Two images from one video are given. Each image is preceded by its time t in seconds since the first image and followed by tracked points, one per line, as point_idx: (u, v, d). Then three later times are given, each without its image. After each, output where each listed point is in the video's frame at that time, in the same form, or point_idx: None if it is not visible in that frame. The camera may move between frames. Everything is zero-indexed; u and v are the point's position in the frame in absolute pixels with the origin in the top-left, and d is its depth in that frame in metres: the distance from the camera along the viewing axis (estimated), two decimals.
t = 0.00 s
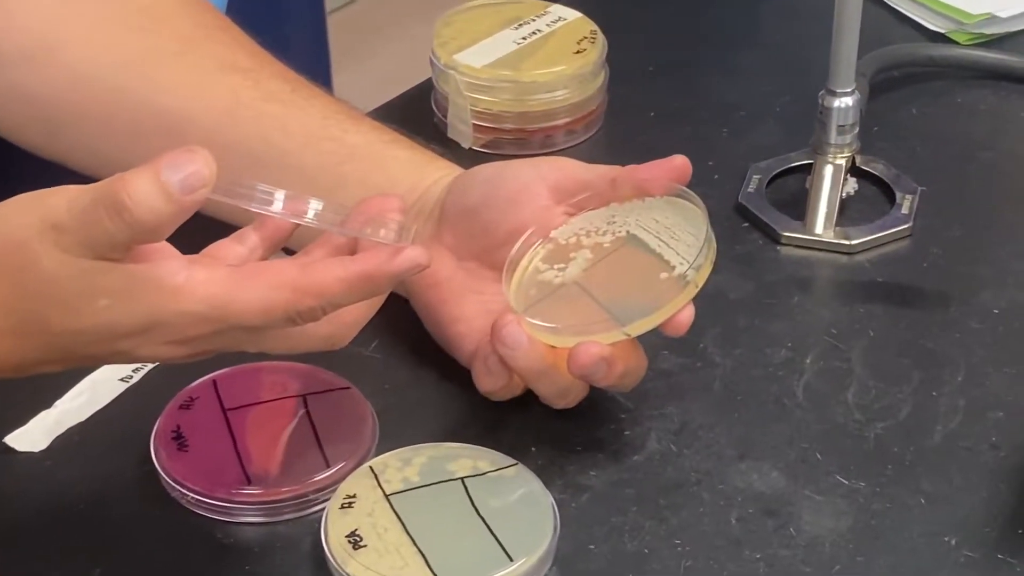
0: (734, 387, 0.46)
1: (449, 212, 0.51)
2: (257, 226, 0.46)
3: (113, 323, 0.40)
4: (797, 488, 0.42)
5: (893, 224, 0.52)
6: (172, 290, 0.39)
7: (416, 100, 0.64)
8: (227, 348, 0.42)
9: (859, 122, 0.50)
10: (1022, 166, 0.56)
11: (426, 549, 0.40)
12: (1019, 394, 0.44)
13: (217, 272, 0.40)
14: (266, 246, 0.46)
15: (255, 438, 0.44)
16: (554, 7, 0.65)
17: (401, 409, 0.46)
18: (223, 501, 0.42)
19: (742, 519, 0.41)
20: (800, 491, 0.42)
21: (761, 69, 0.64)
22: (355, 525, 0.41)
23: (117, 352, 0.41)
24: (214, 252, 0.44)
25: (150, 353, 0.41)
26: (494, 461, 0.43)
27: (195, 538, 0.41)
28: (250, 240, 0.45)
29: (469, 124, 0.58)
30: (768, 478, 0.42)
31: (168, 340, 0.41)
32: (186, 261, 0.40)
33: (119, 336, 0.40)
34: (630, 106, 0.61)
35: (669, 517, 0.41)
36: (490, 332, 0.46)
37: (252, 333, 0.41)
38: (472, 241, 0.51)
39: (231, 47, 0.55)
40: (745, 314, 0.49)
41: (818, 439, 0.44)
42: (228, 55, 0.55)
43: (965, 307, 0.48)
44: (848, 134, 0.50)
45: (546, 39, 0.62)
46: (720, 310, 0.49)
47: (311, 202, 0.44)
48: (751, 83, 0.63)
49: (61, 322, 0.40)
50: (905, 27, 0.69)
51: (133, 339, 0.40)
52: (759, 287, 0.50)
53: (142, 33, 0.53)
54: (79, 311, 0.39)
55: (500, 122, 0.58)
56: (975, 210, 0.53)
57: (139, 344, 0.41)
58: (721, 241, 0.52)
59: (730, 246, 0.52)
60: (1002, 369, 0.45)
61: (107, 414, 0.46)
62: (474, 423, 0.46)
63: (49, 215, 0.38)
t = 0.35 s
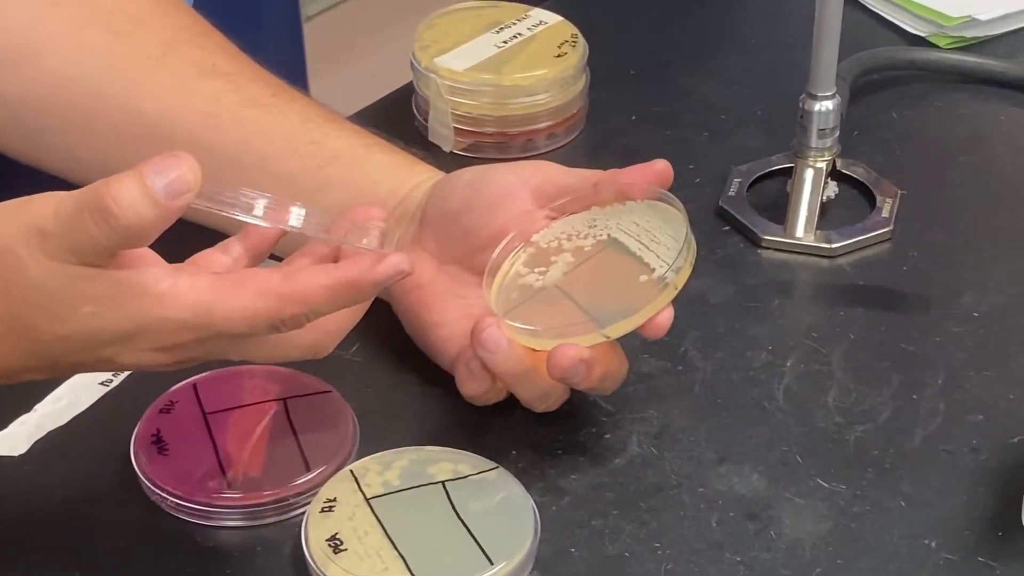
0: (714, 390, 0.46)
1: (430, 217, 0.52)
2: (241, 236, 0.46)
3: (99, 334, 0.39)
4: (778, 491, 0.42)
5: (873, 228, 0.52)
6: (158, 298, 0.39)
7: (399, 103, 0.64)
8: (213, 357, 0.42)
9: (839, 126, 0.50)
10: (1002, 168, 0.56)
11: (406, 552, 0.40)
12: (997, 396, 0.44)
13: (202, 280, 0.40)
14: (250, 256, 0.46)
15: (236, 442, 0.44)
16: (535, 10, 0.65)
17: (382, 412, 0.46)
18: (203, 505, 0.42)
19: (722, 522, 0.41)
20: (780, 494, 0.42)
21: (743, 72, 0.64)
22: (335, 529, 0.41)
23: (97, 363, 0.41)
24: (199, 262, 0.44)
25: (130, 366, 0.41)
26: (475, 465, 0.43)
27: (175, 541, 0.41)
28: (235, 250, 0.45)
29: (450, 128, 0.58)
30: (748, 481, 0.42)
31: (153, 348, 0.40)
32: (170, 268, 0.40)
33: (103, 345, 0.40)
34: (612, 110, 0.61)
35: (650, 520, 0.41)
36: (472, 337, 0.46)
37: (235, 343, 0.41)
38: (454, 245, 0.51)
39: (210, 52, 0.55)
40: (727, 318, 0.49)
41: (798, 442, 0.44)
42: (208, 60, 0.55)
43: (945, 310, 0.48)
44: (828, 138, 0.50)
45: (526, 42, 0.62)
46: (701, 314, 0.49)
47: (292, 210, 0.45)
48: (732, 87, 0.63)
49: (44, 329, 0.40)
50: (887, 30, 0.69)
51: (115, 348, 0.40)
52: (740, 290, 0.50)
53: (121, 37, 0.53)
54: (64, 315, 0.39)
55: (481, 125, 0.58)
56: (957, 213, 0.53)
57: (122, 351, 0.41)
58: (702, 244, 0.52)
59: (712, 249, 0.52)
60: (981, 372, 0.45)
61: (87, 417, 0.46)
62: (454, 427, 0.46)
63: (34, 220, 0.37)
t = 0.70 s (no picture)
0: (707, 390, 0.46)
1: (425, 216, 0.51)
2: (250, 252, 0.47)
3: (137, 295, 0.40)
4: (771, 491, 0.42)
5: (867, 227, 0.52)
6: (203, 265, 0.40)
7: (393, 103, 0.64)
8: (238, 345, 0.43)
9: (832, 126, 0.50)
10: (997, 168, 0.56)
11: (400, 551, 0.40)
12: (991, 396, 0.44)
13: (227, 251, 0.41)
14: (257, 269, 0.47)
15: (231, 441, 0.44)
16: (529, 11, 0.65)
17: (375, 413, 0.46)
18: (197, 503, 0.42)
19: (716, 521, 0.41)
20: (773, 493, 0.42)
21: (737, 72, 0.64)
22: (329, 528, 0.41)
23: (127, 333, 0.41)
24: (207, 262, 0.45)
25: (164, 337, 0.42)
26: (468, 465, 0.43)
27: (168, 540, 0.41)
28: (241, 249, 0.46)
29: (443, 126, 0.59)
30: (742, 480, 0.43)
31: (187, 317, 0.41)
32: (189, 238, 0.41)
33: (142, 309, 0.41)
34: (607, 110, 0.61)
35: (643, 519, 0.42)
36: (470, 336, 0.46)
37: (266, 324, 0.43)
38: (449, 244, 0.51)
39: (206, 50, 0.55)
40: (720, 317, 0.49)
41: (792, 442, 0.44)
42: (203, 59, 0.55)
43: (939, 310, 0.48)
44: (821, 137, 0.50)
45: (520, 42, 0.62)
46: (694, 314, 0.49)
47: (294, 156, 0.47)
48: (727, 87, 0.63)
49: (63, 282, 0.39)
50: (881, 30, 0.69)
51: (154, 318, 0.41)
52: (733, 290, 0.50)
53: (116, 34, 0.53)
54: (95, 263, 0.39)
55: (476, 125, 0.58)
56: (951, 213, 0.53)
57: (144, 313, 0.41)
58: (696, 244, 0.52)
59: (705, 249, 0.53)
60: (975, 371, 0.45)
61: (82, 416, 0.46)
62: (448, 427, 0.46)
63: (115, 164, 0.39)
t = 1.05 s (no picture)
0: (708, 395, 0.46)
1: (426, 221, 0.52)
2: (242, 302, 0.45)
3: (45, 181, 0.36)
4: (771, 495, 0.42)
5: (866, 233, 0.52)
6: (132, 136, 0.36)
7: (393, 108, 0.64)
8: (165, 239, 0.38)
9: (832, 131, 0.51)
10: (995, 173, 0.56)
11: (401, 555, 0.40)
12: (990, 401, 0.45)
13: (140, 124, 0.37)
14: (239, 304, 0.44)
15: (232, 446, 0.44)
16: (529, 16, 0.65)
17: (376, 418, 0.46)
18: (199, 509, 0.42)
19: (716, 526, 0.41)
20: (772, 498, 0.42)
21: (736, 77, 0.64)
22: (331, 534, 0.41)
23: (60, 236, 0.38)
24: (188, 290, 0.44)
25: (74, 219, 0.37)
26: (469, 469, 0.43)
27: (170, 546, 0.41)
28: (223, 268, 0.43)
29: (444, 133, 0.59)
30: (742, 485, 0.43)
31: (97, 188, 0.36)
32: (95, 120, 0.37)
33: (46, 174, 0.36)
34: (606, 115, 0.62)
35: (643, 525, 0.42)
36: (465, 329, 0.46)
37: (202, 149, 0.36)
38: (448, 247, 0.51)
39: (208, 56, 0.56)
40: (720, 322, 0.49)
41: (792, 447, 0.44)
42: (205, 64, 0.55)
43: (938, 315, 0.48)
44: (821, 143, 0.51)
45: (521, 48, 0.62)
46: (694, 319, 0.50)
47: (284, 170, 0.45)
48: (726, 92, 0.63)
49: None
50: (880, 36, 0.69)
51: (72, 209, 0.37)
52: (733, 295, 0.50)
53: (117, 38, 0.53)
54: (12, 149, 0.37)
55: (476, 131, 0.58)
56: (950, 218, 0.53)
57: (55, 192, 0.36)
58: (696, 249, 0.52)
59: (704, 254, 0.53)
60: (974, 377, 0.46)
61: (83, 422, 0.46)
62: (448, 432, 0.46)
63: (59, 60, 0.41)
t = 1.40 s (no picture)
0: (716, 398, 0.46)
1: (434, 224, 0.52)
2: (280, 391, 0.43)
3: None
4: (779, 499, 0.42)
5: (873, 236, 0.52)
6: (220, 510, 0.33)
7: (402, 111, 0.64)
8: None
9: (840, 135, 0.50)
10: (1003, 177, 0.56)
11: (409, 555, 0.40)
12: (998, 404, 0.45)
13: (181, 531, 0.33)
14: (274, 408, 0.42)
15: (242, 449, 0.44)
16: (538, 20, 0.65)
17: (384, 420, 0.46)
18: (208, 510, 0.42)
19: (724, 529, 0.41)
20: (780, 501, 0.42)
21: (744, 81, 0.64)
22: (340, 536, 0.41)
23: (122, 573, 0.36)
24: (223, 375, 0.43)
25: None
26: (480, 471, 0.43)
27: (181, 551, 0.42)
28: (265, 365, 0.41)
29: (454, 137, 0.59)
30: (750, 488, 0.43)
31: None
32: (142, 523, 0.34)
33: None
34: (614, 118, 0.62)
35: (651, 528, 0.42)
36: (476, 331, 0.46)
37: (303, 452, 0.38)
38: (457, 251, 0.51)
39: (218, 60, 0.56)
40: (728, 325, 0.49)
41: (800, 450, 0.44)
42: (215, 68, 0.55)
43: (946, 318, 0.48)
44: (829, 146, 0.51)
45: (530, 51, 0.62)
46: (702, 322, 0.50)
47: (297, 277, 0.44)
48: (734, 96, 0.63)
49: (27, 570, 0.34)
50: (887, 40, 0.69)
51: None
52: (741, 299, 0.50)
53: (129, 44, 0.53)
54: None
55: (485, 134, 0.58)
56: (958, 221, 0.53)
57: None
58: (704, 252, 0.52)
59: (712, 257, 0.53)
60: (982, 380, 0.46)
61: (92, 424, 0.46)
62: (457, 435, 0.46)
63: None
